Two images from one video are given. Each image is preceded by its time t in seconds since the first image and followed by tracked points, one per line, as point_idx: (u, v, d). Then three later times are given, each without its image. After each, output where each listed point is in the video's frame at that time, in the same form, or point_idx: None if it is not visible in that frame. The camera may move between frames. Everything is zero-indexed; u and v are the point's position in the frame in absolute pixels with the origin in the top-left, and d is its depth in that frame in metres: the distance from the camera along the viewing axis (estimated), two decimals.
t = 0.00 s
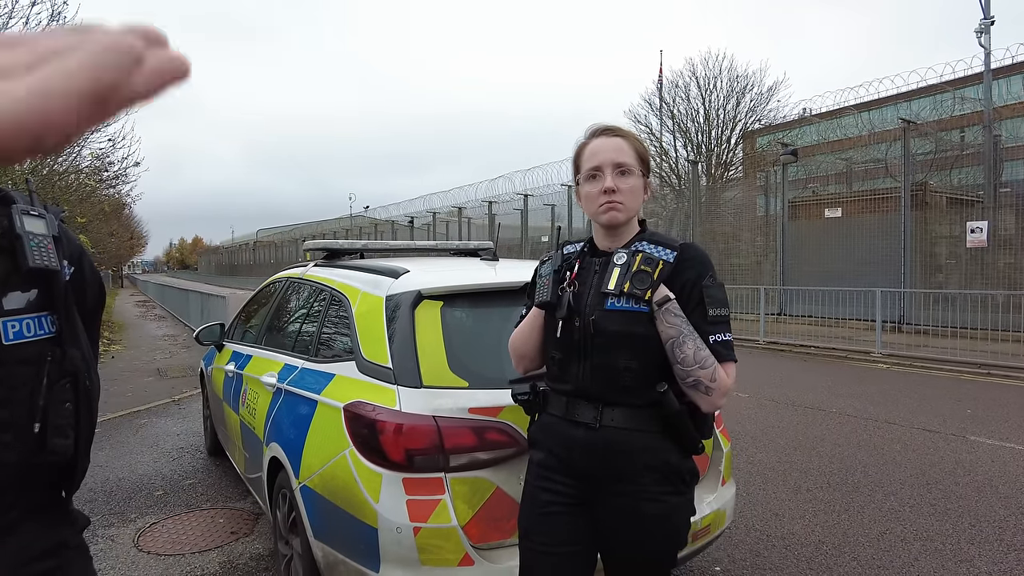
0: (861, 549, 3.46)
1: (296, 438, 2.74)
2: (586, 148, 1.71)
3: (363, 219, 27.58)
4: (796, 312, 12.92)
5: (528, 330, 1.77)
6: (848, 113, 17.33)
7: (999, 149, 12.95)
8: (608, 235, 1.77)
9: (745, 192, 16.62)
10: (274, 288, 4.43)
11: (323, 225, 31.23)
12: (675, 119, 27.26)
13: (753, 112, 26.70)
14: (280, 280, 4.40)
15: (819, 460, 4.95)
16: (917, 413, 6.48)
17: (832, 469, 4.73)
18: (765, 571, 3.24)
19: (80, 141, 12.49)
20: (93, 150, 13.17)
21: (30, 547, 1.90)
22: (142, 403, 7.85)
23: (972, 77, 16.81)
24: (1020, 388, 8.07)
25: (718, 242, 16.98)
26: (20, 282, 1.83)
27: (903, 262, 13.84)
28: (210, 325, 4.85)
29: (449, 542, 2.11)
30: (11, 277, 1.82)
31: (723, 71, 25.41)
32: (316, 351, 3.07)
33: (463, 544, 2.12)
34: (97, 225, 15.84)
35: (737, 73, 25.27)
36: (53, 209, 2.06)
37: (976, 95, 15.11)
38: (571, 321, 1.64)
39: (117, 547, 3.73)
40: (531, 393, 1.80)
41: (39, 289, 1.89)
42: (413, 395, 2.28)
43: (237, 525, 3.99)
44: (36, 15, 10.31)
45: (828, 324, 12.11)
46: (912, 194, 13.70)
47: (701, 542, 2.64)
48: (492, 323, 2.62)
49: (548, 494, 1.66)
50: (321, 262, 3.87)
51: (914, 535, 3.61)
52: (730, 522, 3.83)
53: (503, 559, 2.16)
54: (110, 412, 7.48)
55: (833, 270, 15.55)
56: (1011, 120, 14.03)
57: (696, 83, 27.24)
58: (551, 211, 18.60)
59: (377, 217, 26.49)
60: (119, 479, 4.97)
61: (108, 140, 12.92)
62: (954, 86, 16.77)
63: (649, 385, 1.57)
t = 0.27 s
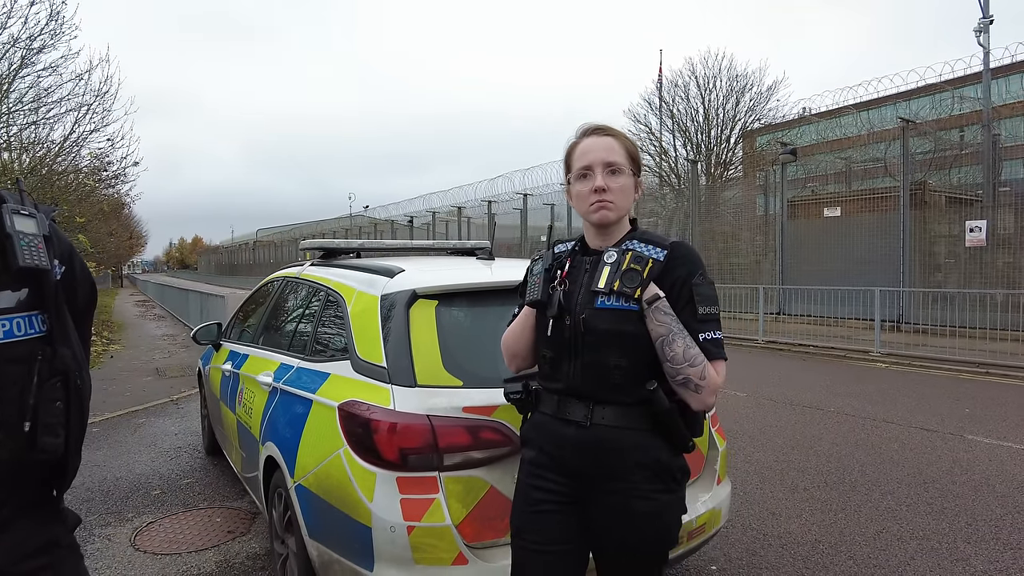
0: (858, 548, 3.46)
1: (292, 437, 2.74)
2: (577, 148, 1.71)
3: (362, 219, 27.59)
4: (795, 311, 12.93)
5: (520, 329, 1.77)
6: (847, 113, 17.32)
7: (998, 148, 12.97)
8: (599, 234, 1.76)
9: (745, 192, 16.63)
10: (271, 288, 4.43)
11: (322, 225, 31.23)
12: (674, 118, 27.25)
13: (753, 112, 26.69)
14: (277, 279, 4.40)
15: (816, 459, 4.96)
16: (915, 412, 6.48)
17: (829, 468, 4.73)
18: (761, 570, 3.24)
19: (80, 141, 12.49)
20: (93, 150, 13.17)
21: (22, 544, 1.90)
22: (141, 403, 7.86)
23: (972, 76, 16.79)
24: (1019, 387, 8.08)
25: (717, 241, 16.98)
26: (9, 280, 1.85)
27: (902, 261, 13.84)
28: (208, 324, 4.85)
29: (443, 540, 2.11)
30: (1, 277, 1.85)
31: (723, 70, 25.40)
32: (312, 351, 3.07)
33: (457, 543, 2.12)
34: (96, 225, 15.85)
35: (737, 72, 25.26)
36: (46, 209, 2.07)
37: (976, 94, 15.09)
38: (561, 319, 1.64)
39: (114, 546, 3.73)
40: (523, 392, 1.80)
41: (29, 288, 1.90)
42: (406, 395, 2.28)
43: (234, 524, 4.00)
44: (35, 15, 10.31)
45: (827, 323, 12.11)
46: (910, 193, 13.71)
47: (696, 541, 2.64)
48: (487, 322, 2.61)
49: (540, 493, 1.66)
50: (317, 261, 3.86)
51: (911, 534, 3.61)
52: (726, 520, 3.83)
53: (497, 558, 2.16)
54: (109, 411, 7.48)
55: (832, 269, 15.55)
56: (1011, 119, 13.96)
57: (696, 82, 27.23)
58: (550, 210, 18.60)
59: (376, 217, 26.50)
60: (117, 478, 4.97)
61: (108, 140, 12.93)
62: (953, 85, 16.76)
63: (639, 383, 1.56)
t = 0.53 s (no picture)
0: (854, 547, 3.46)
1: (288, 435, 2.75)
2: (569, 146, 1.72)
3: (362, 219, 27.59)
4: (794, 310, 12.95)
5: (514, 327, 1.77)
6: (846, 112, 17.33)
7: (997, 148, 12.98)
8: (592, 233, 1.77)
9: (744, 191, 16.63)
10: (269, 287, 4.43)
11: (322, 224, 31.22)
12: (674, 118, 27.25)
13: (752, 111, 26.69)
14: (274, 279, 4.40)
15: (813, 458, 4.96)
16: (913, 411, 6.49)
17: (826, 467, 4.74)
18: (757, 569, 3.24)
19: (78, 140, 12.49)
20: (92, 149, 13.17)
21: (17, 541, 1.91)
22: (139, 402, 7.85)
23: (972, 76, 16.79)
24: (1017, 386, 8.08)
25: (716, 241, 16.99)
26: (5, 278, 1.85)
27: (901, 261, 13.85)
28: (205, 323, 4.85)
29: (439, 539, 2.11)
30: None
31: (722, 69, 25.41)
32: (309, 349, 3.07)
33: (452, 541, 2.12)
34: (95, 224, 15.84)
35: (736, 71, 25.26)
36: (40, 206, 2.07)
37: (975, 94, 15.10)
38: (554, 316, 1.64)
39: (111, 545, 3.73)
40: (517, 390, 1.80)
41: (25, 286, 1.90)
42: (402, 393, 2.28)
43: (232, 523, 4.00)
44: (34, 14, 10.31)
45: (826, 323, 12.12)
46: (909, 193, 13.73)
47: (692, 540, 2.64)
48: (483, 321, 2.62)
49: (534, 490, 1.66)
50: (315, 260, 3.86)
51: (907, 533, 3.62)
52: (723, 519, 3.83)
53: (492, 556, 2.17)
54: (107, 410, 7.47)
55: (832, 269, 15.56)
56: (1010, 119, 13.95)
57: (695, 82, 27.23)
58: (549, 210, 18.60)
59: (376, 216, 26.50)
60: (115, 477, 4.97)
61: (106, 139, 12.93)
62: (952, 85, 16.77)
63: (631, 380, 1.57)
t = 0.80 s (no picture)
0: (853, 550, 3.46)
1: (287, 439, 2.74)
2: (566, 152, 1.71)
3: (361, 219, 27.58)
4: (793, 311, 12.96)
5: (512, 333, 1.77)
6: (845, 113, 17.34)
7: (996, 149, 13.08)
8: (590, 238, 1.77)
9: (743, 192, 16.64)
10: (268, 289, 4.43)
11: (321, 224, 31.21)
12: (673, 118, 27.26)
13: (751, 112, 26.72)
14: (273, 281, 4.39)
15: (812, 460, 4.96)
16: (911, 413, 6.49)
17: (825, 469, 4.74)
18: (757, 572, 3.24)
19: (77, 141, 12.49)
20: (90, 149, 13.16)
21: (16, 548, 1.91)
22: (138, 404, 7.84)
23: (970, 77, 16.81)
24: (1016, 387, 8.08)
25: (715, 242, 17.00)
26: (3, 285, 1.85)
27: (900, 262, 13.87)
28: (204, 325, 4.83)
29: (438, 543, 2.11)
30: None
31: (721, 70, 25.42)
32: (308, 352, 3.07)
33: (452, 546, 2.12)
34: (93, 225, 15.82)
35: (735, 72, 25.28)
36: (36, 212, 2.06)
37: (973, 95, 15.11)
38: (552, 322, 1.63)
39: (109, 548, 3.72)
40: (516, 395, 1.79)
41: (22, 293, 1.90)
42: (401, 397, 2.28)
43: (230, 525, 3.99)
44: (33, 14, 10.30)
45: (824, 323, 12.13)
46: (908, 194, 13.75)
47: (692, 544, 2.64)
48: (482, 324, 2.61)
49: (533, 495, 1.66)
50: (313, 262, 3.86)
51: (906, 536, 3.62)
52: (723, 522, 3.83)
53: (491, 560, 2.16)
54: (106, 411, 7.46)
55: (830, 270, 15.57)
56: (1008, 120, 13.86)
57: (694, 82, 27.24)
58: (548, 210, 18.60)
59: (375, 217, 26.49)
60: (113, 480, 4.96)
61: (105, 139, 12.92)
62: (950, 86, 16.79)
63: (629, 386, 1.56)
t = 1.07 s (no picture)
0: (849, 552, 3.47)
1: (283, 442, 2.73)
2: (561, 157, 1.71)
3: (358, 220, 27.56)
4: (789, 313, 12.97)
5: (507, 338, 1.77)
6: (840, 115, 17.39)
7: (990, 151, 13.03)
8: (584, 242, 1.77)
9: (740, 194, 16.68)
10: (264, 291, 4.41)
11: (317, 225, 31.18)
12: (669, 120, 27.30)
13: (748, 113, 26.79)
14: (269, 283, 4.38)
15: (808, 463, 4.97)
16: (906, 415, 6.51)
17: (820, 472, 4.75)
18: None
19: (73, 141, 12.45)
20: (86, 150, 13.12)
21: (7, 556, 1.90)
22: (133, 406, 7.82)
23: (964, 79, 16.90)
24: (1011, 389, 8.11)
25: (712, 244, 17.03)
26: None
27: (896, 263, 13.91)
28: (200, 328, 4.81)
29: (433, 548, 2.10)
30: None
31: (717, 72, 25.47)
32: (304, 355, 3.06)
33: (447, 551, 2.11)
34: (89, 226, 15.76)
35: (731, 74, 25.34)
36: (30, 217, 2.06)
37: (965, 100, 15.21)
38: (546, 327, 1.63)
39: (103, 552, 3.70)
40: (511, 401, 1.79)
41: (15, 299, 1.89)
42: (396, 402, 2.27)
43: (226, 529, 3.97)
44: (28, 15, 10.27)
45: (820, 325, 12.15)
46: (904, 197, 13.80)
47: (688, 548, 2.64)
48: (478, 328, 2.61)
49: (527, 501, 1.65)
50: (309, 265, 3.85)
51: (901, 538, 3.63)
52: (719, 525, 3.84)
53: (487, 565, 2.16)
54: (101, 414, 7.44)
55: (826, 271, 15.60)
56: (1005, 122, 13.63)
57: (691, 84, 27.30)
58: (545, 212, 18.60)
59: (372, 218, 26.47)
60: (107, 483, 4.94)
61: (101, 140, 12.88)
62: (945, 88, 16.85)
63: (623, 391, 1.56)
